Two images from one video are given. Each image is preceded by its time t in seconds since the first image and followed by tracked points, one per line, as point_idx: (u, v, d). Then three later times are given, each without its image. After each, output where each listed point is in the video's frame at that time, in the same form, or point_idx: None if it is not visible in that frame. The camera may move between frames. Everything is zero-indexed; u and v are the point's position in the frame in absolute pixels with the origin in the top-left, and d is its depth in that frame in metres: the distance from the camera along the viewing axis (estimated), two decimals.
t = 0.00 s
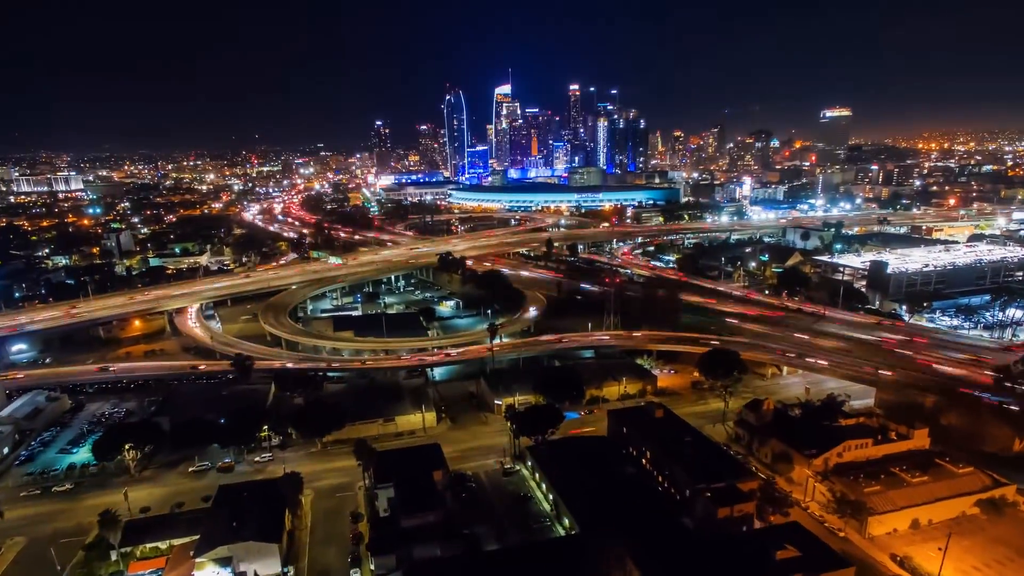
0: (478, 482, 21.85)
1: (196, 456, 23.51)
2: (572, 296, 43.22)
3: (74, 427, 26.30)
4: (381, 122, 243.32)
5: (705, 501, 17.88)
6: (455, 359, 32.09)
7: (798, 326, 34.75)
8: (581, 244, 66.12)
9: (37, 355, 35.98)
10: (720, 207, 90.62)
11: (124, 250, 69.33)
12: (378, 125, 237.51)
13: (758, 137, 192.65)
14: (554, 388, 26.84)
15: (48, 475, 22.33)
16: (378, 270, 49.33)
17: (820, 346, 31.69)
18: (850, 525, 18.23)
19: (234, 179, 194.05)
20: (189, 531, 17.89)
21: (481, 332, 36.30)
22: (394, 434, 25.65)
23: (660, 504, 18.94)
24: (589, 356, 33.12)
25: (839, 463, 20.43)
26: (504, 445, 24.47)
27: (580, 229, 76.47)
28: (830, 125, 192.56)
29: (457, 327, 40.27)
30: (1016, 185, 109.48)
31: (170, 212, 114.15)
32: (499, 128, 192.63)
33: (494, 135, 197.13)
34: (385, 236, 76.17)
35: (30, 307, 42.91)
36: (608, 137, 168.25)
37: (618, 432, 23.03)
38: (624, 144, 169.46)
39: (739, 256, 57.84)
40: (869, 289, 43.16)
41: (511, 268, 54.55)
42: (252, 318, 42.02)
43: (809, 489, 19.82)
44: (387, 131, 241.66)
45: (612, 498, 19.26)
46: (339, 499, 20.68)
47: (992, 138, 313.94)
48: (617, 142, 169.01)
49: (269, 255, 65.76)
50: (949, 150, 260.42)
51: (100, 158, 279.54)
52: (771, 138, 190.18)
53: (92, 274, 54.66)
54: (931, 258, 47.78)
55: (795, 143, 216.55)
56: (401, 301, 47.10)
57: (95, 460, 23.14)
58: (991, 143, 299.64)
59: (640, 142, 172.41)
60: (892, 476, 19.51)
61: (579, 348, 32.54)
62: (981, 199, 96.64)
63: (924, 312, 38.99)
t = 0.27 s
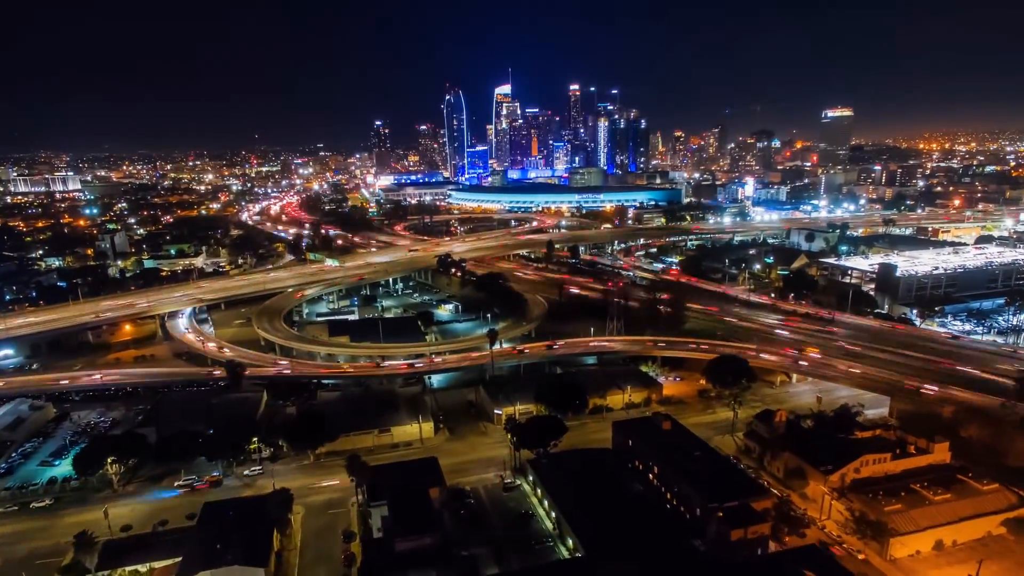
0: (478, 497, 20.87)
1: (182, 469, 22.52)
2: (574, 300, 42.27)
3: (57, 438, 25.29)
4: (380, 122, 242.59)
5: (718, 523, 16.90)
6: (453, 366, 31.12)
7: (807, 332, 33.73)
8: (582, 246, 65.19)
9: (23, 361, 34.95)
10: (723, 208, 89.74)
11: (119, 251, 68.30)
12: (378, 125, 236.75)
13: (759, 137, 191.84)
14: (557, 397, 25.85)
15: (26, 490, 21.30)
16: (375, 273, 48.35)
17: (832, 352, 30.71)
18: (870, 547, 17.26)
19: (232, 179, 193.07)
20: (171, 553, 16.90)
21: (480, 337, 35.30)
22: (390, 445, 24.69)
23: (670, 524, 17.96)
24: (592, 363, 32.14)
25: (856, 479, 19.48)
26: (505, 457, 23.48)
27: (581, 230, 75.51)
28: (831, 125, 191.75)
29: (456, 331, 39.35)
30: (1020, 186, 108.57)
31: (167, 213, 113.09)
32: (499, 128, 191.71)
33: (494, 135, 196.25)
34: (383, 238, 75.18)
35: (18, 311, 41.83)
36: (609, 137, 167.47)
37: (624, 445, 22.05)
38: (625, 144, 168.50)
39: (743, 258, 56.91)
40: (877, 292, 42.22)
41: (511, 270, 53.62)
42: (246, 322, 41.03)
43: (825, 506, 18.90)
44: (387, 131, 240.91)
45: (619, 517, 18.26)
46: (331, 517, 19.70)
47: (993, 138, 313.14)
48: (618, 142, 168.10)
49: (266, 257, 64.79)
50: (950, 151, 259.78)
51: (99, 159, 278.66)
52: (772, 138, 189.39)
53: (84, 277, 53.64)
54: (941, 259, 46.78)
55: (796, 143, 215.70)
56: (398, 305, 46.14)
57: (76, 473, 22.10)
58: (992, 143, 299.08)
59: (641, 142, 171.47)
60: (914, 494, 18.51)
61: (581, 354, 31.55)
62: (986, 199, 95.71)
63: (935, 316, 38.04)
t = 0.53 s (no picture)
0: (477, 517, 19.75)
1: (165, 486, 21.37)
2: (577, 303, 41.13)
3: (36, 451, 24.09)
4: (380, 122, 241.60)
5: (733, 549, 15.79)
6: (450, 374, 29.97)
7: (818, 339, 32.62)
8: (584, 248, 64.08)
9: (7, 367, 33.77)
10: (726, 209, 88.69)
11: (113, 253, 67.14)
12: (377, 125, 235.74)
13: (761, 137, 190.77)
14: (559, 409, 24.70)
15: None
16: (372, 276, 47.23)
17: (844, 361, 29.60)
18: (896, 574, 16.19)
19: (230, 180, 191.88)
20: None
21: (480, 343, 34.13)
22: (384, 459, 23.58)
23: (682, 550, 16.82)
24: (596, 371, 30.98)
25: (878, 499, 18.40)
26: (505, 473, 22.37)
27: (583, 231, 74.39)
28: (834, 125, 190.69)
29: (455, 336, 38.26)
30: None
31: (163, 214, 111.90)
32: (499, 128, 190.55)
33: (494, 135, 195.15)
34: (381, 239, 74.01)
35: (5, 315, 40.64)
36: (610, 137, 166.48)
37: (631, 460, 20.92)
38: (626, 144, 167.35)
39: (748, 260, 55.82)
40: (888, 296, 41.10)
41: (512, 273, 52.51)
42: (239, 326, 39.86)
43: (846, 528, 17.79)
44: (386, 131, 239.77)
45: (626, 539, 17.10)
46: (322, 538, 18.58)
47: (994, 138, 312.26)
48: (619, 142, 166.99)
49: (262, 259, 63.62)
50: (952, 150, 259.06)
51: (97, 159, 277.57)
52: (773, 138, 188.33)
53: (75, 280, 52.46)
54: (952, 262, 45.68)
55: (798, 143, 214.58)
56: (396, 309, 45.01)
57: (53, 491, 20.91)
58: (994, 143, 297.98)
59: (641, 142, 170.34)
60: (941, 515, 17.42)
61: (584, 362, 30.49)
62: (992, 201, 94.57)
63: (949, 322, 36.90)
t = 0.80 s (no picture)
0: (476, 535, 18.75)
1: (149, 502, 20.39)
2: (579, 307, 40.20)
3: (16, 463, 23.09)
4: (379, 122, 240.74)
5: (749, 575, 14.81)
6: (449, 381, 29.07)
7: (828, 344, 31.73)
8: (585, 250, 63.17)
9: None
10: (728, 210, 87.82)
11: (107, 255, 66.12)
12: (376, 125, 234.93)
13: (762, 137, 189.94)
14: (562, 419, 23.70)
15: None
16: (370, 279, 46.23)
17: (856, 368, 28.69)
18: None
19: (229, 180, 190.89)
20: None
21: (479, 348, 33.19)
22: (380, 472, 22.66)
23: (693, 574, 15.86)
24: (598, 378, 30.06)
25: (899, 518, 17.46)
26: (505, 487, 21.38)
27: (584, 233, 73.42)
28: (835, 125, 189.64)
29: (454, 341, 37.36)
30: None
31: (160, 215, 110.85)
32: (499, 128, 189.54)
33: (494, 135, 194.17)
34: (380, 241, 72.96)
35: None
36: (610, 137, 165.55)
37: (638, 475, 19.95)
38: (626, 144, 166.46)
39: (753, 262, 54.85)
40: (897, 300, 40.20)
41: (512, 276, 51.58)
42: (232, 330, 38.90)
43: (865, 549, 16.84)
44: (386, 132, 238.98)
45: (635, 564, 16.06)
46: (312, 559, 17.61)
47: (994, 138, 311.52)
48: (619, 142, 166.12)
49: (257, 261, 62.60)
50: (953, 150, 258.84)
51: (95, 159, 276.59)
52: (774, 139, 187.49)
53: (67, 283, 51.43)
54: (962, 263, 44.68)
55: (799, 143, 213.78)
56: (394, 312, 44.01)
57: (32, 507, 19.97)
58: (995, 144, 297.13)
59: (642, 143, 169.41)
60: (967, 537, 16.46)
61: (587, 368, 29.51)
62: (997, 202, 93.69)
63: (961, 326, 35.97)
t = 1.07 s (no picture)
0: (474, 555, 17.83)
1: (131, 520, 19.42)
2: (581, 311, 39.26)
3: None
4: (378, 122, 239.86)
5: None
6: (447, 389, 28.12)
7: (837, 350, 30.84)
8: (586, 251, 62.25)
9: None
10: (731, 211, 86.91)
11: (101, 256, 65.18)
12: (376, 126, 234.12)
13: (763, 137, 188.86)
14: (565, 431, 22.74)
15: None
16: (367, 282, 45.31)
17: (868, 375, 27.79)
18: None
19: (228, 181, 190.06)
20: None
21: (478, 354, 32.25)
22: (374, 486, 21.73)
23: None
24: (601, 386, 29.13)
25: (922, 539, 16.60)
26: (505, 503, 20.46)
27: (585, 234, 72.56)
28: (837, 125, 188.33)
29: (452, 346, 36.41)
30: None
31: (157, 216, 109.92)
32: (499, 128, 188.52)
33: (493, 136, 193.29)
34: (378, 242, 72.04)
35: None
36: (611, 137, 164.65)
37: (645, 491, 19.01)
38: (627, 144, 165.61)
39: (757, 264, 53.91)
40: (907, 303, 39.22)
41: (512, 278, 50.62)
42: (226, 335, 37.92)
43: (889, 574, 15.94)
44: (385, 132, 238.19)
45: None
46: None
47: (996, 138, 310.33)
48: (620, 143, 165.40)
49: (253, 263, 61.68)
50: (954, 150, 258.06)
51: (94, 159, 275.69)
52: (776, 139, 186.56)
53: (60, 285, 50.50)
54: (971, 266, 43.73)
55: (800, 143, 212.85)
56: (391, 316, 43.10)
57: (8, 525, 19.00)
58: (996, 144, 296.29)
59: (643, 143, 168.50)
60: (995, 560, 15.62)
61: (589, 376, 28.59)
62: (1002, 202, 92.64)
63: (974, 332, 35.00)
